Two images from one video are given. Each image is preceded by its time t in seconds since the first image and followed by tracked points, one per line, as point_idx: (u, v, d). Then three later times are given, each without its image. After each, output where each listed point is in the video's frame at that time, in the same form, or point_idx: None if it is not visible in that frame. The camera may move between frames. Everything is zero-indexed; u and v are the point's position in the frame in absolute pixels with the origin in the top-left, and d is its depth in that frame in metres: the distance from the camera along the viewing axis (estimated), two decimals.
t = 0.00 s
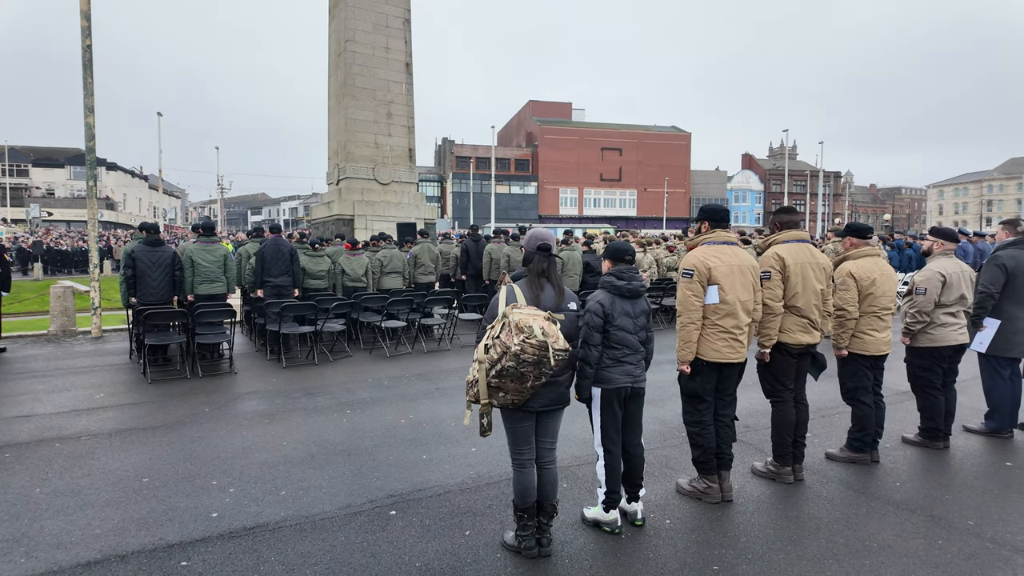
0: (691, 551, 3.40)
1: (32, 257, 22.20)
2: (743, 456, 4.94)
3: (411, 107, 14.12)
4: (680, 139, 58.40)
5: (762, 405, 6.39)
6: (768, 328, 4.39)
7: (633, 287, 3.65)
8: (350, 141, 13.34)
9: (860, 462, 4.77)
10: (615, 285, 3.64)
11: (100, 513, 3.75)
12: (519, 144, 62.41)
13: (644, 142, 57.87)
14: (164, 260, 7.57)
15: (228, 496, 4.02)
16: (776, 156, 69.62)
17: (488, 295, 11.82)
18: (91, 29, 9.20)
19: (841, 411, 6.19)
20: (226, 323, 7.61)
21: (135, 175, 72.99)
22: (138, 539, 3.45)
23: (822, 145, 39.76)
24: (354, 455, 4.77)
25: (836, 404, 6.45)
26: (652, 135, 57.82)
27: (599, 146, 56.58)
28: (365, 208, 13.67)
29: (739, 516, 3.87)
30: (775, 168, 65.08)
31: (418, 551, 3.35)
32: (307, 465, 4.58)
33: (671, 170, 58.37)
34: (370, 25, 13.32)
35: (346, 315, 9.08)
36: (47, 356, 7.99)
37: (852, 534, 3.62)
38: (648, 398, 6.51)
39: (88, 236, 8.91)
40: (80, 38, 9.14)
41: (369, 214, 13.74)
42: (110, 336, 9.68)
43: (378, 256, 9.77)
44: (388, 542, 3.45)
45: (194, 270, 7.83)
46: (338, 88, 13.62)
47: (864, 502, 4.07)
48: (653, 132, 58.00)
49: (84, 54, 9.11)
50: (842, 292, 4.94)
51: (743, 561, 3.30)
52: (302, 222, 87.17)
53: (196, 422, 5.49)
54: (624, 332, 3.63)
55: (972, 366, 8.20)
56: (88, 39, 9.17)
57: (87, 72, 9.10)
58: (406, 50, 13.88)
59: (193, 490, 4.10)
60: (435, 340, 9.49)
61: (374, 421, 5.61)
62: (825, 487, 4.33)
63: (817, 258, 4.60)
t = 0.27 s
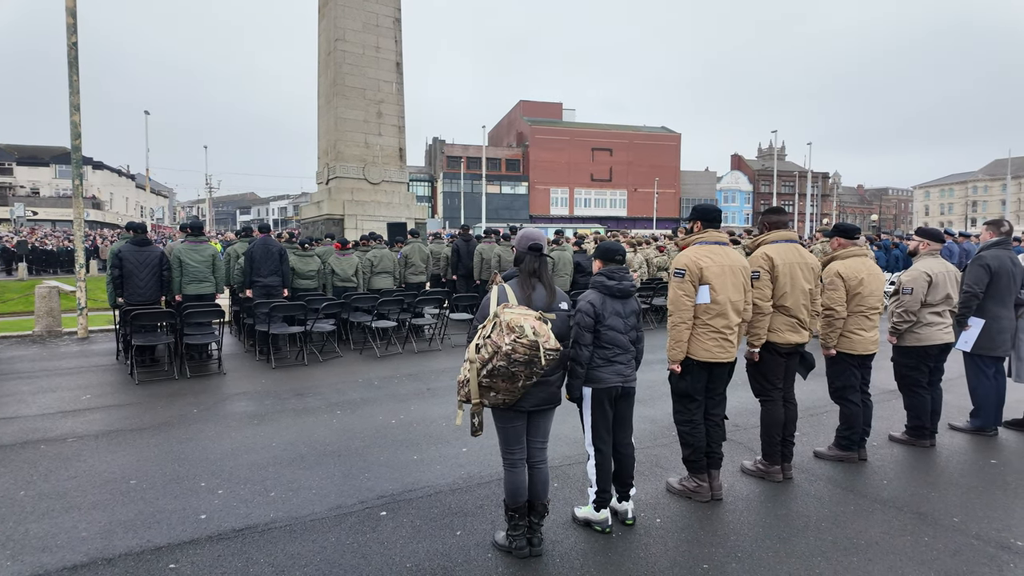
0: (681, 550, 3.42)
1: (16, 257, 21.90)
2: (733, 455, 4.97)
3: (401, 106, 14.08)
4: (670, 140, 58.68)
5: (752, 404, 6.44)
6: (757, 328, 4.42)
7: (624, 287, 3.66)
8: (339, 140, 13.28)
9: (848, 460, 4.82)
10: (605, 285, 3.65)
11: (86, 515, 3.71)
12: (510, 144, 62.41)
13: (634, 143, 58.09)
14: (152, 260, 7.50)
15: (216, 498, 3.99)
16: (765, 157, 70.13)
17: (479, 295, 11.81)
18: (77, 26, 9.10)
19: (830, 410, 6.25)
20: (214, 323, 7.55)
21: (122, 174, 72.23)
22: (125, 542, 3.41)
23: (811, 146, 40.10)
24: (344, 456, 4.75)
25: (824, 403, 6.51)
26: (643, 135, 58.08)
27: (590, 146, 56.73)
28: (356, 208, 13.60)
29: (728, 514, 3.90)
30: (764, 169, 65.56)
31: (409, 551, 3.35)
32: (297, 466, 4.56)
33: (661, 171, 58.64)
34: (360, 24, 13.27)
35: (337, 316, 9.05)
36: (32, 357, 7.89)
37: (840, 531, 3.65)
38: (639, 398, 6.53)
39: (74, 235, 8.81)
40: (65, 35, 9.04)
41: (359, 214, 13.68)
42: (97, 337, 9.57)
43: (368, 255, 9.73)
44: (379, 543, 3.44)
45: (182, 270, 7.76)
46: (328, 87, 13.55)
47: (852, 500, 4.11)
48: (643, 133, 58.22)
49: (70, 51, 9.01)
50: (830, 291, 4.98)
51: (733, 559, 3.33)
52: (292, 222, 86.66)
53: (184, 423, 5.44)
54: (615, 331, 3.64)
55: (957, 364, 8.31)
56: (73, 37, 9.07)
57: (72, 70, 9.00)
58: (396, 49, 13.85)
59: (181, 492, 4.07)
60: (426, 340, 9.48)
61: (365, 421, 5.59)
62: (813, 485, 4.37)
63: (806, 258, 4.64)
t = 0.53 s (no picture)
0: (675, 549, 3.43)
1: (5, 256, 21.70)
2: (726, 454, 4.99)
3: (394, 106, 14.06)
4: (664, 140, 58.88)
5: (745, 403, 6.46)
6: (750, 327, 4.44)
7: (618, 287, 3.66)
8: (333, 139, 13.23)
9: (840, 459, 4.85)
10: (599, 284, 3.65)
11: (77, 516, 3.68)
12: (503, 144, 62.42)
13: (628, 143, 58.25)
14: (143, 259, 7.45)
15: (209, 499, 3.97)
16: (757, 158, 70.48)
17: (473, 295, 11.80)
18: (67, 24, 9.03)
19: (822, 409, 6.28)
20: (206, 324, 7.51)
21: (113, 173, 71.71)
22: (116, 543, 3.39)
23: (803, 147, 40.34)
24: (337, 457, 4.73)
25: (817, 402, 6.54)
26: (636, 136, 58.25)
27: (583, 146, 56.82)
28: (349, 207, 13.52)
29: (722, 513, 3.91)
30: (757, 170, 65.87)
31: (403, 551, 3.34)
32: (290, 466, 4.54)
33: (655, 171, 58.82)
34: (353, 23, 13.24)
35: (330, 316, 9.01)
36: (22, 357, 7.83)
37: (833, 529, 3.67)
38: (632, 397, 6.55)
39: (64, 235, 8.73)
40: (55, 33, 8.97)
41: (353, 213, 13.60)
42: (88, 337, 9.50)
43: (362, 255, 9.70)
44: (373, 543, 3.43)
45: (174, 270, 7.72)
46: (321, 85, 13.49)
47: (845, 498, 4.13)
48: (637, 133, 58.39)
49: (60, 49, 8.94)
50: (822, 291, 5.01)
51: (727, 558, 3.34)
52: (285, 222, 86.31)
53: (176, 424, 5.41)
54: (609, 331, 3.65)
55: (947, 363, 8.38)
56: (63, 34, 8.99)
57: (62, 68, 8.93)
58: (390, 48, 13.83)
59: (173, 493, 4.04)
60: (420, 340, 9.46)
61: (359, 422, 5.57)
62: (806, 484, 4.39)
63: (798, 258, 4.66)
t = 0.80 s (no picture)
0: (669, 548, 3.44)
1: None
2: (720, 454, 5.01)
3: (389, 105, 14.04)
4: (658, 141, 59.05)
5: (739, 403, 6.49)
6: (743, 327, 4.46)
7: (612, 286, 3.67)
8: (326, 139, 13.19)
9: (833, 458, 4.87)
10: (594, 284, 3.65)
11: (68, 519, 3.65)
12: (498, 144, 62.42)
13: (622, 144, 58.39)
14: (136, 260, 7.41)
15: (202, 500, 3.95)
16: (751, 158, 70.80)
17: (468, 295, 11.80)
18: (58, 22, 8.97)
19: (815, 408, 6.31)
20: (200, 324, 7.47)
21: (105, 173, 71.26)
22: (108, 545, 3.37)
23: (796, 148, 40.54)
24: (331, 458, 4.71)
25: (810, 401, 6.57)
26: (630, 137, 58.40)
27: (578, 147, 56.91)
28: (343, 207, 13.50)
29: (716, 512, 3.93)
30: (750, 170, 66.15)
31: (397, 552, 3.33)
32: (284, 467, 4.52)
33: (649, 172, 58.98)
34: (347, 22, 13.21)
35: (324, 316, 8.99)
36: (13, 358, 7.76)
37: (826, 528, 3.69)
38: (627, 397, 6.56)
39: (55, 235, 8.67)
40: (46, 31, 8.90)
41: (347, 213, 13.58)
42: (79, 338, 9.43)
43: (356, 255, 9.68)
44: (367, 544, 3.42)
45: (167, 270, 7.67)
46: (315, 85, 13.46)
47: (838, 497, 4.15)
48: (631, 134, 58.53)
49: (51, 47, 8.88)
50: (816, 291, 5.03)
51: (721, 557, 3.35)
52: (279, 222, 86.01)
53: (168, 425, 5.38)
54: (604, 331, 3.66)
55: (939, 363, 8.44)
56: (54, 33, 8.93)
57: (54, 67, 8.87)
58: (384, 48, 13.81)
59: (166, 495, 4.02)
60: (414, 341, 9.45)
61: (353, 422, 5.56)
62: (799, 483, 4.41)
63: (792, 257, 4.68)
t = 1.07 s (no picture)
0: (663, 547, 3.45)
1: None
2: (714, 453, 5.02)
3: (382, 105, 14.00)
4: (652, 141, 59.23)
5: (732, 402, 6.51)
6: (737, 327, 4.47)
7: (606, 286, 3.68)
8: (320, 138, 13.15)
9: (826, 457, 4.90)
10: (588, 284, 3.66)
11: (59, 521, 3.63)
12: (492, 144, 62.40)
13: (617, 144, 58.51)
14: (128, 259, 7.36)
15: (194, 501, 3.93)
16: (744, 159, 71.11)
17: (462, 295, 11.79)
18: (49, 20, 8.90)
19: (808, 407, 6.35)
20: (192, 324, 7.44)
21: (97, 172, 70.75)
22: (100, 547, 3.34)
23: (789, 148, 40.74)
24: (325, 458, 4.70)
25: (803, 400, 6.61)
26: (625, 137, 58.52)
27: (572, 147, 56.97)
28: (337, 207, 13.46)
29: (710, 511, 3.94)
30: (744, 171, 66.41)
31: (391, 553, 3.33)
32: (278, 468, 4.51)
33: (643, 172, 59.11)
34: (341, 22, 13.18)
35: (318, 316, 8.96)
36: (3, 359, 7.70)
37: (819, 527, 3.70)
38: (621, 397, 6.57)
39: (45, 234, 8.60)
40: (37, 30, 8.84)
41: (341, 213, 13.54)
42: (71, 338, 9.36)
43: (350, 255, 9.66)
44: (361, 545, 3.42)
45: (159, 270, 7.63)
46: (309, 84, 13.41)
47: (831, 496, 4.17)
48: (626, 134, 58.65)
49: (42, 46, 8.81)
50: (808, 290, 5.06)
51: (714, 555, 3.36)
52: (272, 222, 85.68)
53: (161, 426, 5.35)
54: (597, 331, 3.66)
55: (930, 362, 8.50)
56: (46, 31, 8.87)
57: (45, 65, 8.81)
58: (378, 47, 13.78)
59: (158, 496, 4.00)
60: (408, 341, 9.44)
61: (347, 422, 5.54)
62: (792, 482, 4.43)
63: (784, 257, 4.70)
